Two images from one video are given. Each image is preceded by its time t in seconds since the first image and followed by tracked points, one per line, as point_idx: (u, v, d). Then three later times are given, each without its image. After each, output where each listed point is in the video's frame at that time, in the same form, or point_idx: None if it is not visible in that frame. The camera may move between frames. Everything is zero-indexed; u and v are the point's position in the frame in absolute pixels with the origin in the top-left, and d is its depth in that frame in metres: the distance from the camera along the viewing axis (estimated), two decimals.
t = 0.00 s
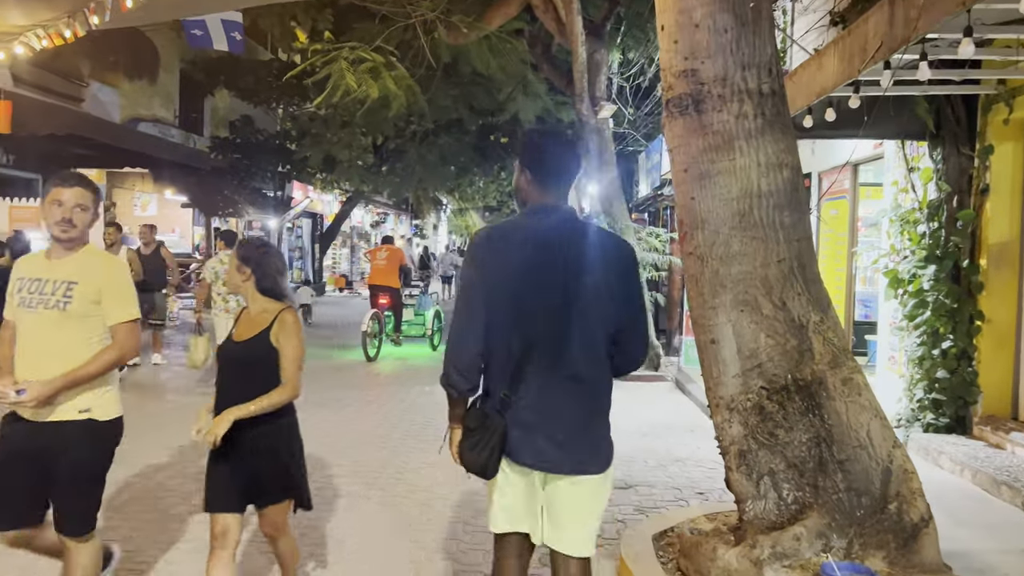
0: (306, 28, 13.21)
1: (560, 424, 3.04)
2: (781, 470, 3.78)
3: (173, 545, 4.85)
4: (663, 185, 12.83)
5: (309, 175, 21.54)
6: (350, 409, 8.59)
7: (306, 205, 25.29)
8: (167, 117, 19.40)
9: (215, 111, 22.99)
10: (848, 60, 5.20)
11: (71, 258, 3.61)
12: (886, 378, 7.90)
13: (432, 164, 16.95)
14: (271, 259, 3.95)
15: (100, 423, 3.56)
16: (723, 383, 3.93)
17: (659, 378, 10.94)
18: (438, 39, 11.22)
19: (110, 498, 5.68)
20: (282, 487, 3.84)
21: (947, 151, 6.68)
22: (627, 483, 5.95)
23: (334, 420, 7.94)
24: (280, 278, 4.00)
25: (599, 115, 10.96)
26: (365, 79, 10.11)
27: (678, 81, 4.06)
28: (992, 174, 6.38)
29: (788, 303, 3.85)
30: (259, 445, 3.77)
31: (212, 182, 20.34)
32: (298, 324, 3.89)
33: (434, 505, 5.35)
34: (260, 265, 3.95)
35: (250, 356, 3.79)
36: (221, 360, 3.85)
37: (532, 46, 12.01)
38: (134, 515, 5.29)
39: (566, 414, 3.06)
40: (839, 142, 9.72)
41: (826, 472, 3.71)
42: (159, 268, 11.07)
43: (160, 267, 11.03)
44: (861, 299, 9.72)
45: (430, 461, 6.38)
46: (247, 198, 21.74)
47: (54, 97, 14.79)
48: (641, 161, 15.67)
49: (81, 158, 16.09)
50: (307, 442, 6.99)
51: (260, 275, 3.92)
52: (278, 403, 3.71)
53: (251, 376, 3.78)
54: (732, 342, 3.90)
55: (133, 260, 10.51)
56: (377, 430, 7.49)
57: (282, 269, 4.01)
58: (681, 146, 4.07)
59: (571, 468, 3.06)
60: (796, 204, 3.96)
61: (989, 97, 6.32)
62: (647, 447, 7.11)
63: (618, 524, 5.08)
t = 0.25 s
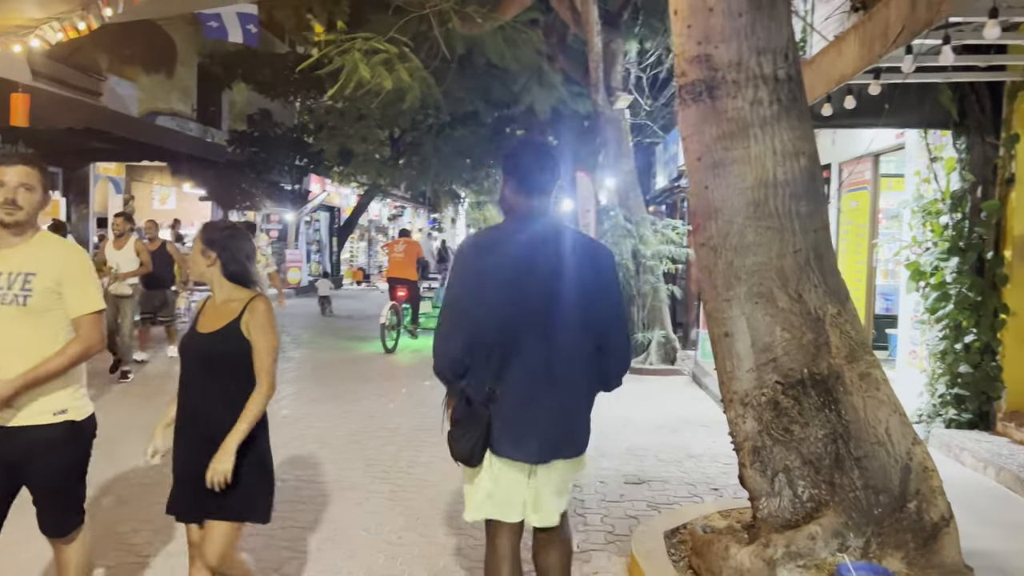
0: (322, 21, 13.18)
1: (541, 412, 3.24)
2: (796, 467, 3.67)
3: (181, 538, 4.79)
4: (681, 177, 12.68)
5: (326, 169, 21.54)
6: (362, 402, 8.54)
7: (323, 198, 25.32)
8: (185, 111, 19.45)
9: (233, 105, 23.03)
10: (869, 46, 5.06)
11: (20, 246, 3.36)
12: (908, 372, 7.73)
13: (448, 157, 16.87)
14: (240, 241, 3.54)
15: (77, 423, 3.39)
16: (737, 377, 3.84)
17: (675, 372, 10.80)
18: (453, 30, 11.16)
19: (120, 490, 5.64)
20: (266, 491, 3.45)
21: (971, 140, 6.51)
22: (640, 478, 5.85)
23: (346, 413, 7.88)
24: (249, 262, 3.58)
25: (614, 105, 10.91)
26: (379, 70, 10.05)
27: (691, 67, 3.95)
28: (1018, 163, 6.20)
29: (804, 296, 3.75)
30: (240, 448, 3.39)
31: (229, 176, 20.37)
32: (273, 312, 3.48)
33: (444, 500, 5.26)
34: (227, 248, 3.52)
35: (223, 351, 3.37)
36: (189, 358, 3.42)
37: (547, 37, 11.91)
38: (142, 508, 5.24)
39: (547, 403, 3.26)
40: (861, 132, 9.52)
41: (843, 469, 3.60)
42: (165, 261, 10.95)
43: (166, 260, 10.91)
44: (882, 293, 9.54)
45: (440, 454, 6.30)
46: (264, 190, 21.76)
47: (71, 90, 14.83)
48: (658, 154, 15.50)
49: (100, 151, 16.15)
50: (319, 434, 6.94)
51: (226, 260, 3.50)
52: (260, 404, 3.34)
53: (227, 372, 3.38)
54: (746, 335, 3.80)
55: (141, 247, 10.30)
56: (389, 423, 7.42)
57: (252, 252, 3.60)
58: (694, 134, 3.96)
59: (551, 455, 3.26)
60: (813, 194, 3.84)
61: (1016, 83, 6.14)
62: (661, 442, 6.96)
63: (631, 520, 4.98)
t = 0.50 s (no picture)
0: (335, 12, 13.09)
1: (532, 377, 3.46)
2: (806, 466, 3.56)
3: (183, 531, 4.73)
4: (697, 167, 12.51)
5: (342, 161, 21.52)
6: (373, 395, 8.48)
7: (339, 191, 25.34)
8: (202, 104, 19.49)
9: (250, 98, 23.07)
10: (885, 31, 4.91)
11: None
12: (928, 367, 7.55)
13: (463, 149, 16.77)
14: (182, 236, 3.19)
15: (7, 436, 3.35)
16: (746, 372, 3.72)
17: (690, 366, 10.67)
18: (465, 20, 11.04)
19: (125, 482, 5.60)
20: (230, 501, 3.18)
21: (994, 128, 6.32)
22: (651, 475, 5.74)
23: (355, 406, 7.83)
24: (196, 258, 3.22)
25: (629, 95, 10.76)
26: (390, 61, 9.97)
27: (700, 53, 3.83)
28: None
29: (815, 289, 3.63)
30: (196, 460, 3.05)
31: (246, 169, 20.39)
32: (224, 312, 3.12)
33: (450, 496, 5.18)
34: (171, 243, 3.17)
35: (168, 358, 3.02)
36: (133, 367, 3.07)
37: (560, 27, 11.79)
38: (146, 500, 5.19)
39: (538, 368, 3.47)
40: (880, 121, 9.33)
41: (855, 468, 3.48)
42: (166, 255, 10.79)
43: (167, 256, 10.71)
44: (903, 286, 9.33)
45: (448, 448, 6.22)
46: (281, 183, 21.77)
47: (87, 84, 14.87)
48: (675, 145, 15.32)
49: (117, 145, 16.21)
50: (327, 428, 6.87)
51: (169, 256, 3.15)
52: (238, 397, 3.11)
53: (176, 381, 3.02)
54: (755, 330, 3.68)
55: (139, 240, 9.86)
56: (398, 416, 7.35)
57: (202, 246, 3.26)
58: (703, 122, 3.84)
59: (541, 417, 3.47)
60: (825, 183, 3.71)
61: None
62: (674, 438, 6.84)
63: (639, 517, 4.89)
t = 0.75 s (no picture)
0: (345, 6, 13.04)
1: (536, 371, 3.65)
2: (813, 464, 3.49)
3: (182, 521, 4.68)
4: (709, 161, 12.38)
5: (354, 156, 21.51)
6: (379, 390, 8.44)
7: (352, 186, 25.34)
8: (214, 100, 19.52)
9: (262, 93, 23.09)
10: (898, 20, 4.81)
11: None
12: (942, 364, 7.44)
13: (474, 143, 16.71)
14: (123, 224, 2.91)
15: None
16: (752, 369, 3.65)
17: (702, 361, 10.57)
18: (475, 13, 10.97)
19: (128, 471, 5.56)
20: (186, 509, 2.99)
21: (1010, 120, 6.20)
22: (658, 472, 5.67)
23: (362, 401, 7.79)
24: (141, 249, 2.94)
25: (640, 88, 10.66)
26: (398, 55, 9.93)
27: (705, 42, 3.75)
28: None
29: (823, 283, 3.54)
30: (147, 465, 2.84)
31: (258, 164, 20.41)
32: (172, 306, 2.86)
33: (453, 492, 5.12)
34: (113, 233, 2.90)
35: (111, 359, 2.75)
36: (74, 370, 2.81)
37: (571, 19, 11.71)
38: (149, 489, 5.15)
39: (538, 365, 3.66)
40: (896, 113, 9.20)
41: (863, 467, 3.41)
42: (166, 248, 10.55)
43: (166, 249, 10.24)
44: (918, 281, 9.20)
45: (454, 445, 6.16)
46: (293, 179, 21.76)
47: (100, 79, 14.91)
48: (688, 138, 15.20)
49: (131, 140, 16.24)
50: (332, 423, 6.83)
51: (113, 247, 2.88)
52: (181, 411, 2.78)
53: (119, 380, 2.77)
54: (762, 326, 3.61)
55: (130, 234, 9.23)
56: (405, 411, 7.30)
57: (149, 236, 2.98)
58: (708, 113, 3.76)
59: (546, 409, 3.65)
60: (834, 175, 3.62)
61: None
62: (683, 435, 6.76)
63: (645, 515, 4.82)
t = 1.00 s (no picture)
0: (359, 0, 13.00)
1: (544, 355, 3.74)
2: (827, 463, 3.42)
3: (191, 513, 4.67)
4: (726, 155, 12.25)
5: (371, 151, 21.52)
6: (392, 384, 8.41)
7: (368, 181, 25.35)
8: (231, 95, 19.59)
9: (279, 88, 23.13)
10: (917, 8, 4.70)
11: None
12: (962, 360, 7.30)
13: (489, 138, 16.65)
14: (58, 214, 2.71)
15: None
16: (764, 365, 3.58)
17: (718, 357, 10.47)
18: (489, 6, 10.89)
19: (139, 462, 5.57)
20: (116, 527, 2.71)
21: None
22: (671, 469, 5.60)
23: (375, 396, 7.77)
24: (75, 241, 2.73)
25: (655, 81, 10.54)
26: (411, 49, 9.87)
27: (717, 31, 3.67)
28: None
29: (838, 277, 3.46)
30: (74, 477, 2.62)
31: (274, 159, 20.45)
32: (106, 302, 2.63)
33: (463, 488, 5.08)
34: (41, 225, 2.68)
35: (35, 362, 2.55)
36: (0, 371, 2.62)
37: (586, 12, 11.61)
38: (160, 481, 5.15)
39: (546, 351, 3.75)
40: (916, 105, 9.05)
41: (878, 466, 3.32)
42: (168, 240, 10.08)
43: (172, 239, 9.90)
44: (937, 276, 9.05)
45: (465, 441, 6.12)
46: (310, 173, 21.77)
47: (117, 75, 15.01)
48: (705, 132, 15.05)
49: (148, 136, 16.34)
50: (344, 417, 6.81)
51: (43, 241, 2.68)
52: (83, 430, 2.49)
53: (43, 385, 2.56)
54: (775, 321, 3.54)
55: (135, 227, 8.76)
56: (417, 406, 7.27)
57: (82, 226, 2.76)
58: (721, 103, 3.69)
59: (551, 389, 3.76)
60: (849, 166, 3.53)
61: None
62: (697, 432, 6.68)
63: (656, 513, 4.76)
